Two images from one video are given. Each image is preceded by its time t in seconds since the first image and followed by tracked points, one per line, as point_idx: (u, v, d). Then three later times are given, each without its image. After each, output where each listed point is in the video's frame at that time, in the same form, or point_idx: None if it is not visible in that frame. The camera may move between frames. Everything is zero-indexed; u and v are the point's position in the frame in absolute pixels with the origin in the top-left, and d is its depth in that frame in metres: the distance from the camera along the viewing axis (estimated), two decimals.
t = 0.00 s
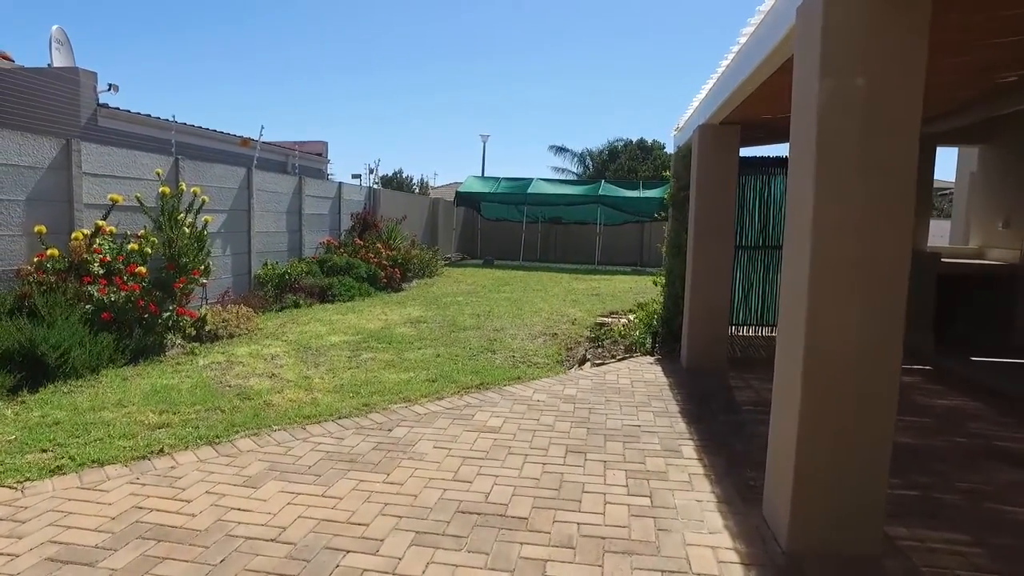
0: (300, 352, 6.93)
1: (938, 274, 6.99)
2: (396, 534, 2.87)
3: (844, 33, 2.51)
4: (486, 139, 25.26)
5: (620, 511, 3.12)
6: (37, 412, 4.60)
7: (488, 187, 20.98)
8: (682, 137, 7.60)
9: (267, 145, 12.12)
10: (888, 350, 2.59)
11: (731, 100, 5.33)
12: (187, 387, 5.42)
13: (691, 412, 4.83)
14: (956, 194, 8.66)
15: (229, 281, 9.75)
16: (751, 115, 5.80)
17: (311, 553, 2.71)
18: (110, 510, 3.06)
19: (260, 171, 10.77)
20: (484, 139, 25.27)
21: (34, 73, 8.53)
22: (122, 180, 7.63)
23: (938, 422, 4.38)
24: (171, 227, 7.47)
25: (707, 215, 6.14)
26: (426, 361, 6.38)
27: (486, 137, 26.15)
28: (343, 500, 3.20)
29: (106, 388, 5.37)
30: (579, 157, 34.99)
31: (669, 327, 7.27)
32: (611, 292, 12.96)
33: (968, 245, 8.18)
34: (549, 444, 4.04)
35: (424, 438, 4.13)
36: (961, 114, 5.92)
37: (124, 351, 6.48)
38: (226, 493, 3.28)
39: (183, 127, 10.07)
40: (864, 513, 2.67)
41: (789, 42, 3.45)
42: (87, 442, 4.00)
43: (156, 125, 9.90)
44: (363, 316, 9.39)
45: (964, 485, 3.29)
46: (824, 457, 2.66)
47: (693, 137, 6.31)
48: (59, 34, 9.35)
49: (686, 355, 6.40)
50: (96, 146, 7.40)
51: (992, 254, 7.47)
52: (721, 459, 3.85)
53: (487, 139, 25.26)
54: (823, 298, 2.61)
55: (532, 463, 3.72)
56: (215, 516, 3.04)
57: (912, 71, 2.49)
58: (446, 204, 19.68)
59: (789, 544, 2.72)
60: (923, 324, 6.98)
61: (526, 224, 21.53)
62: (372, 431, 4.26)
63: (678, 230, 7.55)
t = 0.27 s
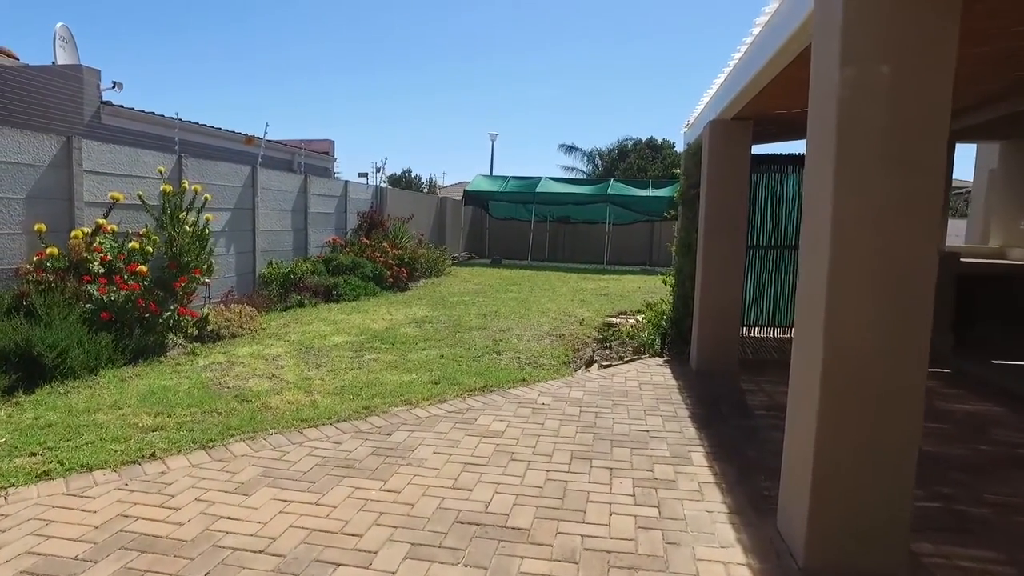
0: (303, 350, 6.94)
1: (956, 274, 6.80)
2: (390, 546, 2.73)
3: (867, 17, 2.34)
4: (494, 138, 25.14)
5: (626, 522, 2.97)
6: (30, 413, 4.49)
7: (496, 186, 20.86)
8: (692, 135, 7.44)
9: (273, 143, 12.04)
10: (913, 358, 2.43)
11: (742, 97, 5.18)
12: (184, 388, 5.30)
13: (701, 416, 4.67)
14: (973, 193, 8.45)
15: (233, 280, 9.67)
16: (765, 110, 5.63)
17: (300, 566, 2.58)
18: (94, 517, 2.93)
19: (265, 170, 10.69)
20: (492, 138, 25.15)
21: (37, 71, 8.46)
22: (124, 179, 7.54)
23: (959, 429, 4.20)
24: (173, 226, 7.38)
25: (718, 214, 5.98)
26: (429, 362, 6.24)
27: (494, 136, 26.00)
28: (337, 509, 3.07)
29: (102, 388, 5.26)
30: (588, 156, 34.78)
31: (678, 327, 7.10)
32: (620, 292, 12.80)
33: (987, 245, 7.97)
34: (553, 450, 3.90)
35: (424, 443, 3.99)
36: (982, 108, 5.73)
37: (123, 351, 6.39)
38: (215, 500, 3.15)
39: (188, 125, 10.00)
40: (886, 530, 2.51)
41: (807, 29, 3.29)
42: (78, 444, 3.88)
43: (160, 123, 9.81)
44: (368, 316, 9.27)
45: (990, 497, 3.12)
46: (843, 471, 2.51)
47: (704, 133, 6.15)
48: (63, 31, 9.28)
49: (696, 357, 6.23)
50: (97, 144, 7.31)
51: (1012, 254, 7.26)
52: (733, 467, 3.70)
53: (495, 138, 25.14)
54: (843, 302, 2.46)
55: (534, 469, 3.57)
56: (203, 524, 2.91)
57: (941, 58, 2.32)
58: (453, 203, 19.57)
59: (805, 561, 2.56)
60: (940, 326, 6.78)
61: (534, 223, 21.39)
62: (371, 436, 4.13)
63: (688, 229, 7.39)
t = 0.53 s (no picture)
0: (301, 351, 6.79)
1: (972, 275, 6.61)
2: (385, 563, 2.57)
3: None
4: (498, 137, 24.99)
5: (637, 537, 2.80)
6: (16, 417, 4.34)
7: (500, 185, 20.69)
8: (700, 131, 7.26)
9: (274, 141, 11.89)
10: (948, 361, 2.26)
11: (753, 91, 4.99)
12: (178, 391, 5.14)
13: (712, 421, 4.50)
14: (988, 191, 8.26)
15: (232, 280, 9.54)
16: (777, 105, 5.45)
17: None
18: (74, 530, 2.77)
19: (266, 168, 10.54)
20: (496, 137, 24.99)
21: (33, 67, 8.31)
22: (120, 177, 7.39)
23: (983, 436, 4.02)
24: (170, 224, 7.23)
25: (727, 212, 5.79)
26: (430, 364, 6.08)
27: (498, 135, 25.85)
28: (331, 521, 2.91)
29: (94, 391, 5.11)
30: (592, 156, 34.63)
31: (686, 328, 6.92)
32: (625, 292, 12.63)
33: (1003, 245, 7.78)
34: (558, 457, 3.73)
35: (424, 449, 3.83)
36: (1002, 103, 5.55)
37: (117, 352, 6.23)
38: (202, 512, 2.98)
39: (188, 123, 9.86)
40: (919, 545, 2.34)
41: (829, 14, 3.12)
42: (63, 449, 3.72)
43: (158, 120, 9.66)
44: (369, 316, 9.12)
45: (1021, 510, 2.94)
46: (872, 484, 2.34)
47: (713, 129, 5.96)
48: (61, 28, 9.13)
49: (704, 359, 6.04)
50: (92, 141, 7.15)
51: None
52: (747, 476, 3.52)
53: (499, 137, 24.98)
54: (872, 302, 2.28)
55: (538, 479, 3.40)
56: (188, 538, 2.75)
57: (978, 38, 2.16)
58: (457, 202, 19.41)
59: None
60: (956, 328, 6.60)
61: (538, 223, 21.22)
62: (369, 442, 3.96)
63: (696, 228, 7.21)
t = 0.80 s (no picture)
0: (299, 355, 6.61)
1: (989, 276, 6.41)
2: None
3: None
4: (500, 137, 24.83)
5: (652, 561, 2.62)
6: None
7: (502, 185, 20.51)
8: (710, 129, 7.06)
9: (273, 140, 11.72)
10: (995, 362, 2.15)
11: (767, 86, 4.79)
12: (169, 398, 4.95)
13: (726, 431, 4.30)
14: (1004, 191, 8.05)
15: (230, 281, 9.37)
16: (790, 101, 5.25)
17: None
18: (48, 553, 2.59)
19: (264, 167, 10.37)
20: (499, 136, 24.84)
21: (27, 64, 8.14)
22: (114, 176, 7.20)
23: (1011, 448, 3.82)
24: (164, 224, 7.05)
25: (739, 212, 5.58)
26: (431, 369, 5.89)
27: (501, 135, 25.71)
28: (325, 543, 2.72)
29: (82, 398, 4.92)
30: (595, 155, 34.43)
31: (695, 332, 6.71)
32: (629, 294, 12.43)
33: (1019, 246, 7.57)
34: (566, 471, 3.54)
35: (424, 462, 3.64)
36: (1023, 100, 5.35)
37: (109, 356, 6.05)
38: (187, 532, 2.79)
39: (184, 121, 9.67)
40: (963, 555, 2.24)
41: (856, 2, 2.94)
42: (44, 461, 3.53)
43: (154, 118, 9.48)
44: (369, 318, 8.94)
45: None
46: (911, 493, 2.21)
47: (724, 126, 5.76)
48: (56, 24, 8.94)
49: (714, 364, 5.82)
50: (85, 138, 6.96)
51: None
52: (766, 492, 3.32)
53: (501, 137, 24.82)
54: (915, 301, 2.14)
55: (545, 495, 3.21)
56: (171, 562, 2.56)
57: None
58: (459, 202, 19.22)
59: None
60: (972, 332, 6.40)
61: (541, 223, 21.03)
62: (366, 454, 3.77)
63: (704, 229, 7.01)
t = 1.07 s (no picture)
0: (297, 358, 6.45)
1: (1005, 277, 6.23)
2: None
3: None
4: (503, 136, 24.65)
5: None
6: None
7: (505, 184, 20.35)
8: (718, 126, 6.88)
9: (272, 139, 11.56)
10: None
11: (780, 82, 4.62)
12: (161, 404, 4.78)
13: (738, 439, 4.13)
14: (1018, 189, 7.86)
15: (228, 282, 9.22)
16: (803, 97, 5.08)
17: None
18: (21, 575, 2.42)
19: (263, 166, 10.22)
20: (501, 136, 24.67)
21: (20, 61, 7.98)
22: (108, 175, 7.04)
23: None
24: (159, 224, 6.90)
25: (750, 211, 5.40)
26: (432, 373, 5.72)
27: (503, 134, 25.55)
28: (318, 563, 2.56)
29: (71, 404, 4.75)
30: (598, 155, 34.27)
31: (703, 334, 6.53)
32: (634, 295, 12.27)
33: None
34: (573, 483, 3.37)
35: (424, 473, 3.47)
36: None
37: (101, 360, 5.89)
38: (170, 551, 2.62)
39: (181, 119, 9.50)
40: None
41: None
42: (24, 472, 3.36)
43: (150, 117, 9.32)
44: (369, 320, 8.77)
45: None
46: (957, 507, 2.05)
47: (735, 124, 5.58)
48: (51, 20, 8.78)
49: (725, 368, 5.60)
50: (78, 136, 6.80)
51: None
52: (783, 506, 3.14)
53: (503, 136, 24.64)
54: (961, 300, 2.00)
55: (552, 510, 3.05)
56: None
57: None
58: (461, 202, 19.06)
59: None
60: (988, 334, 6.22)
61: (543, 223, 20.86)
62: (364, 464, 3.61)
63: (713, 229, 6.83)
